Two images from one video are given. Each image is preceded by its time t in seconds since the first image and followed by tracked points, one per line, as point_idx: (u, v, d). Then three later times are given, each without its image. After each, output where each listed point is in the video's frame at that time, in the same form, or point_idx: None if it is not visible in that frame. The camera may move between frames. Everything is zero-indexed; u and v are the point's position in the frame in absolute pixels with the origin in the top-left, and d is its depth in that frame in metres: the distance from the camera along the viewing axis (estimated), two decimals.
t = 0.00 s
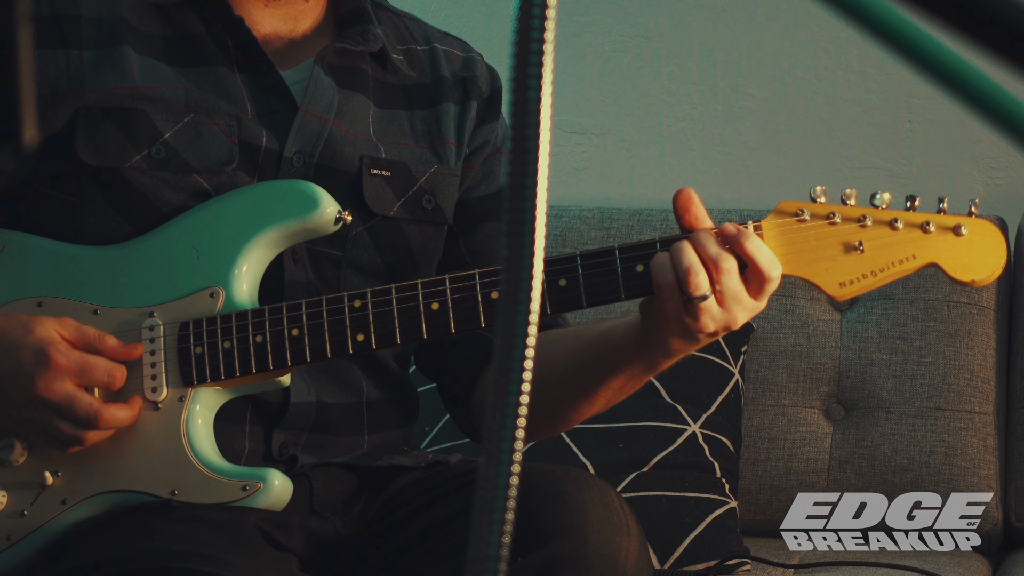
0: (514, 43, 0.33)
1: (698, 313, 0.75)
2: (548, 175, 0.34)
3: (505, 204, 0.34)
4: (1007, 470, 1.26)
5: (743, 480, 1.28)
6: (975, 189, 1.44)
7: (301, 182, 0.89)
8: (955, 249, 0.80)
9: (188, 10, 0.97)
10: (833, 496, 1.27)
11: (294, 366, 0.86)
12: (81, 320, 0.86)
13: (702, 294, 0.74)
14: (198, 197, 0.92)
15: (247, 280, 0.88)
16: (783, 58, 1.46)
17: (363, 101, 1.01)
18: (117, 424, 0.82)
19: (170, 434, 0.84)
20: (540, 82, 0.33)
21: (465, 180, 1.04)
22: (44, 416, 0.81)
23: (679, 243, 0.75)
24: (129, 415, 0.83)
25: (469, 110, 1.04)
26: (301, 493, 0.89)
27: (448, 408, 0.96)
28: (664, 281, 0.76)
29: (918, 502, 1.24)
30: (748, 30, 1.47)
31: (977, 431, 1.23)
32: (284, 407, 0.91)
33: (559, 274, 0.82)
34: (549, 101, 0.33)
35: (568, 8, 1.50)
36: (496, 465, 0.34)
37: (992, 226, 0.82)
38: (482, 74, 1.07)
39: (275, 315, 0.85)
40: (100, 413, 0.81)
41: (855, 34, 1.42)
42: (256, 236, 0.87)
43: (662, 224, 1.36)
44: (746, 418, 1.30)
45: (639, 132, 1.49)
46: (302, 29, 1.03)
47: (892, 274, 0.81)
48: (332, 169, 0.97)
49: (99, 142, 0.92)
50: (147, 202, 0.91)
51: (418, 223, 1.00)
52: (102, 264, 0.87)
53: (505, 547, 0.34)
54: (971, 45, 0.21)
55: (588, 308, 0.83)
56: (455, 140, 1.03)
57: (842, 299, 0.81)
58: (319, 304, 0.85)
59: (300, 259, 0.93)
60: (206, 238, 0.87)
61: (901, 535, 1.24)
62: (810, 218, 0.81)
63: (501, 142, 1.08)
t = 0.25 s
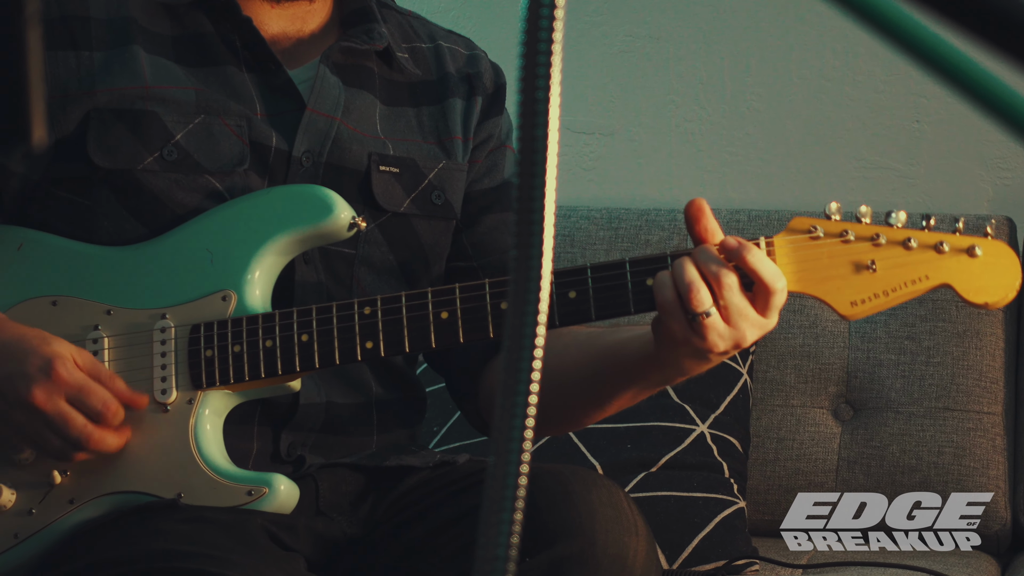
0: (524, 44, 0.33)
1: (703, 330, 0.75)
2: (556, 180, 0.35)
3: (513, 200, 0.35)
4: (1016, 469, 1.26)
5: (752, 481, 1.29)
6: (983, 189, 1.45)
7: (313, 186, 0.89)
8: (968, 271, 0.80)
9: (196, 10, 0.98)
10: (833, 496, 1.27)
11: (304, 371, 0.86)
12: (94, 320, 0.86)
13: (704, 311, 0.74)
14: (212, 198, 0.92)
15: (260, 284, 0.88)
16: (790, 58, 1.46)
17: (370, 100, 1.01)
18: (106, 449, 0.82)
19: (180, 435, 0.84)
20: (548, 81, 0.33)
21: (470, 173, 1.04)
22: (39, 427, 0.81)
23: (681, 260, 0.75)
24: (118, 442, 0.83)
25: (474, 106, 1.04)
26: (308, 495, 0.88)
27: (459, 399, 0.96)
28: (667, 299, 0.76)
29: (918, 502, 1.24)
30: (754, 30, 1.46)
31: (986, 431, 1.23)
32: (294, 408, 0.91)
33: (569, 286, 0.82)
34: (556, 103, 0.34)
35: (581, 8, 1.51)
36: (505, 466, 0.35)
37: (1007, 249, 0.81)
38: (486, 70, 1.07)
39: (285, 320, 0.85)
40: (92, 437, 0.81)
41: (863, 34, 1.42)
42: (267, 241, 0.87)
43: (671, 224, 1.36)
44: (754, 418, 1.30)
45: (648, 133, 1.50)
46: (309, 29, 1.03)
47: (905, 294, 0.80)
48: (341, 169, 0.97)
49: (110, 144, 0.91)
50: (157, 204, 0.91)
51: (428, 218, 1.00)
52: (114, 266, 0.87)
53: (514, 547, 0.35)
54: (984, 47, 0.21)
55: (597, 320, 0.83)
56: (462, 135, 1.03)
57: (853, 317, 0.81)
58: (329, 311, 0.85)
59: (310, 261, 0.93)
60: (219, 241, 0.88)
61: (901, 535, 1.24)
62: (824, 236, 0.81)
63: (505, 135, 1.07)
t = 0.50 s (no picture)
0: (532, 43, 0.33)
1: (704, 319, 0.75)
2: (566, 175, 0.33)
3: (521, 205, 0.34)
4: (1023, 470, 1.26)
5: (760, 481, 1.29)
6: (993, 190, 1.45)
7: (318, 185, 0.89)
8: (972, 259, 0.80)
9: (203, 11, 0.98)
10: (833, 495, 1.27)
11: (310, 369, 0.86)
12: (100, 320, 0.86)
13: (705, 300, 0.73)
14: (216, 200, 0.93)
15: (265, 283, 0.87)
16: (797, 59, 1.46)
17: (380, 101, 1.01)
18: (120, 417, 0.81)
19: (186, 435, 0.84)
20: (556, 82, 0.33)
21: (480, 176, 1.04)
22: (48, 403, 0.80)
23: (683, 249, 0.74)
24: (132, 411, 0.82)
25: (486, 108, 1.04)
26: (316, 495, 0.88)
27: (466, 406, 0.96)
28: (667, 288, 0.75)
29: (917, 501, 1.24)
30: (761, 30, 1.46)
31: (994, 432, 1.24)
32: (300, 408, 0.91)
33: (575, 279, 0.81)
34: (566, 100, 0.33)
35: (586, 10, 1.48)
36: (514, 465, 0.34)
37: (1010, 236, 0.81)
38: (497, 72, 1.07)
39: (292, 317, 0.85)
40: (105, 403, 0.80)
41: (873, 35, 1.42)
42: (272, 240, 0.87)
43: (679, 224, 1.36)
44: (763, 418, 1.30)
45: (656, 134, 1.49)
46: (318, 29, 1.03)
47: (910, 283, 0.80)
48: (348, 170, 0.97)
49: (116, 145, 0.91)
50: (163, 204, 0.91)
51: (435, 221, 1.00)
52: (119, 267, 0.87)
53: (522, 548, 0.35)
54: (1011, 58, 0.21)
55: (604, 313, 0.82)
56: (471, 138, 1.03)
57: (859, 306, 0.81)
58: (336, 306, 0.85)
59: (317, 260, 0.93)
60: (224, 241, 0.88)
61: (901, 535, 1.24)
62: (829, 225, 0.81)
63: (516, 139, 1.07)
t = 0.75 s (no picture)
0: (542, 46, 0.33)
1: (718, 335, 0.74)
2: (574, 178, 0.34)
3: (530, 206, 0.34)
4: None
5: (768, 481, 1.28)
6: (1001, 190, 1.46)
7: (332, 188, 0.89)
8: (988, 279, 0.79)
9: (216, 11, 0.98)
10: (833, 496, 1.27)
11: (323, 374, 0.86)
12: (113, 320, 0.86)
13: (719, 315, 0.73)
14: (232, 200, 0.93)
15: (279, 286, 0.88)
16: (806, 58, 1.46)
17: (390, 100, 1.01)
18: (126, 427, 0.81)
19: (197, 436, 0.84)
20: (566, 82, 0.33)
21: (488, 175, 1.04)
22: (55, 414, 0.81)
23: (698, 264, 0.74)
24: (139, 420, 0.82)
25: (494, 107, 1.04)
26: (325, 495, 0.88)
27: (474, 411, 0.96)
28: (682, 304, 0.76)
29: (918, 501, 1.24)
30: (770, 29, 1.46)
31: (1003, 432, 1.24)
32: (312, 408, 0.91)
33: (588, 290, 0.81)
34: (574, 101, 0.33)
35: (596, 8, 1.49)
36: (522, 466, 0.34)
37: None
38: (505, 71, 1.07)
39: (304, 320, 0.85)
40: (110, 416, 0.80)
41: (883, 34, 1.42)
42: (286, 243, 0.87)
43: (688, 224, 1.37)
44: (771, 419, 1.29)
45: (664, 131, 1.49)
46: (326, 30, 1.03)
47: (925, 302, 0.80)
48: (360, 169, 0.97)
49: (129, 144, 0.91)
50: (175, 205, 0.91)
51: (447, 219, 1.00)
52: (134, 267, 0.87)
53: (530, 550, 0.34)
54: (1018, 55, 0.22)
55: (616, 326, 0.82)
56: (481, 136, 1.03)
57: (872, 325, 0.81)
58: (348, 312, 0.85)
59: (329, 261, 0.93)
60: (238, 242, 0.88)
61: (901, 535, 1.23)
62: (844, 242, 0.81)
63: (524, 138, 1.08)
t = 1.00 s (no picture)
0: (549, 44, 0.33)
1: (720, 320, 0.74)
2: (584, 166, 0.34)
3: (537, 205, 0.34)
4: None
5: (776, 482, 1.28)
6: (1010, 190, 1.46)
7: (335, 184, 0.89)
8: (990, 259, 0.79)
9: (224, 9, 0.98)
10: (833, 495, 1.27)
11: (328, 369, 0.86)
12: (118, 320, 0.86)
13: (721, 301, 0.73)
14: (234, 199, 0.93)
15: (282, 283, 0.87)
16: (814, 59, 1.46)
17: (399, 99, 1.02)
18: (116, 444, 0.81)
19: (204, 436, 0.84)
20: (573, 82, 0.33)
21: (499, 176, 1.04)
22: (52, 419, 0.80)
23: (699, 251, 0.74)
24: (129, 439, 0.82)
25: (505, 108, 1.04)
26: (333, 495, 0.88)
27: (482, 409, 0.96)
28: (683, 290, 0.75)
29: (918, 502, 1.24)
30: (778, 29, 1.46)
31: (1012, 433, 1.24)
32: (318, 407, 0.91)
33: (592, 280, 0.81)
34: (582, 101, 0.33)
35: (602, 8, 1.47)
36: (531, 460, 0.34)
37: None
38: (516, 73, 1.07)
39: (308, 317, 0.85)
40: (103, 430, 0.79)
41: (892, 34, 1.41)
42: (288, 240, 0.87)
43: (696, 225, 1.37)
44: (779, 419, 1.29)
45: (673, 132, 1.48)
46: (337, 29, 1.03)
47: (928, 283, 0.80)
48: (369, 167, 0.97)
49: (135, 143, 0.91)
50: (182, 205, 0.91)
51: (455, 219, 1.00)
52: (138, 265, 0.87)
53: (539, 549, 0.34)
54: None
55: (619, 313, 0.83)
56: (490, 137, 1.03)
57: (876, 307, 0.81)
58: (353, 308, 0.85)
59: (336, 260, 0.93)
60: (241, 240, 0.88)
61: (901, 535, 1.23)
62: (846, 225, 0.81)
63: (535, 139, 1.07)
